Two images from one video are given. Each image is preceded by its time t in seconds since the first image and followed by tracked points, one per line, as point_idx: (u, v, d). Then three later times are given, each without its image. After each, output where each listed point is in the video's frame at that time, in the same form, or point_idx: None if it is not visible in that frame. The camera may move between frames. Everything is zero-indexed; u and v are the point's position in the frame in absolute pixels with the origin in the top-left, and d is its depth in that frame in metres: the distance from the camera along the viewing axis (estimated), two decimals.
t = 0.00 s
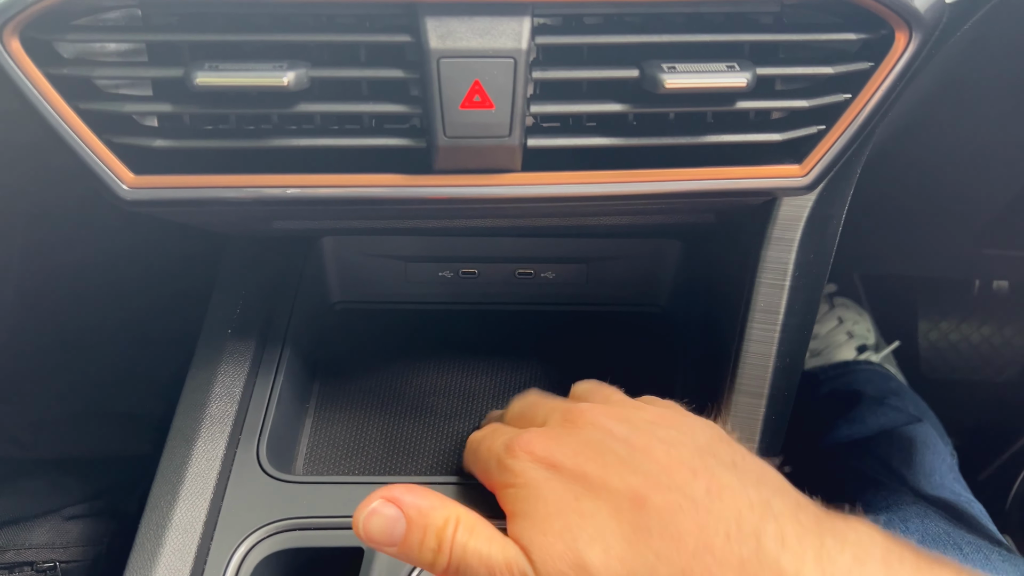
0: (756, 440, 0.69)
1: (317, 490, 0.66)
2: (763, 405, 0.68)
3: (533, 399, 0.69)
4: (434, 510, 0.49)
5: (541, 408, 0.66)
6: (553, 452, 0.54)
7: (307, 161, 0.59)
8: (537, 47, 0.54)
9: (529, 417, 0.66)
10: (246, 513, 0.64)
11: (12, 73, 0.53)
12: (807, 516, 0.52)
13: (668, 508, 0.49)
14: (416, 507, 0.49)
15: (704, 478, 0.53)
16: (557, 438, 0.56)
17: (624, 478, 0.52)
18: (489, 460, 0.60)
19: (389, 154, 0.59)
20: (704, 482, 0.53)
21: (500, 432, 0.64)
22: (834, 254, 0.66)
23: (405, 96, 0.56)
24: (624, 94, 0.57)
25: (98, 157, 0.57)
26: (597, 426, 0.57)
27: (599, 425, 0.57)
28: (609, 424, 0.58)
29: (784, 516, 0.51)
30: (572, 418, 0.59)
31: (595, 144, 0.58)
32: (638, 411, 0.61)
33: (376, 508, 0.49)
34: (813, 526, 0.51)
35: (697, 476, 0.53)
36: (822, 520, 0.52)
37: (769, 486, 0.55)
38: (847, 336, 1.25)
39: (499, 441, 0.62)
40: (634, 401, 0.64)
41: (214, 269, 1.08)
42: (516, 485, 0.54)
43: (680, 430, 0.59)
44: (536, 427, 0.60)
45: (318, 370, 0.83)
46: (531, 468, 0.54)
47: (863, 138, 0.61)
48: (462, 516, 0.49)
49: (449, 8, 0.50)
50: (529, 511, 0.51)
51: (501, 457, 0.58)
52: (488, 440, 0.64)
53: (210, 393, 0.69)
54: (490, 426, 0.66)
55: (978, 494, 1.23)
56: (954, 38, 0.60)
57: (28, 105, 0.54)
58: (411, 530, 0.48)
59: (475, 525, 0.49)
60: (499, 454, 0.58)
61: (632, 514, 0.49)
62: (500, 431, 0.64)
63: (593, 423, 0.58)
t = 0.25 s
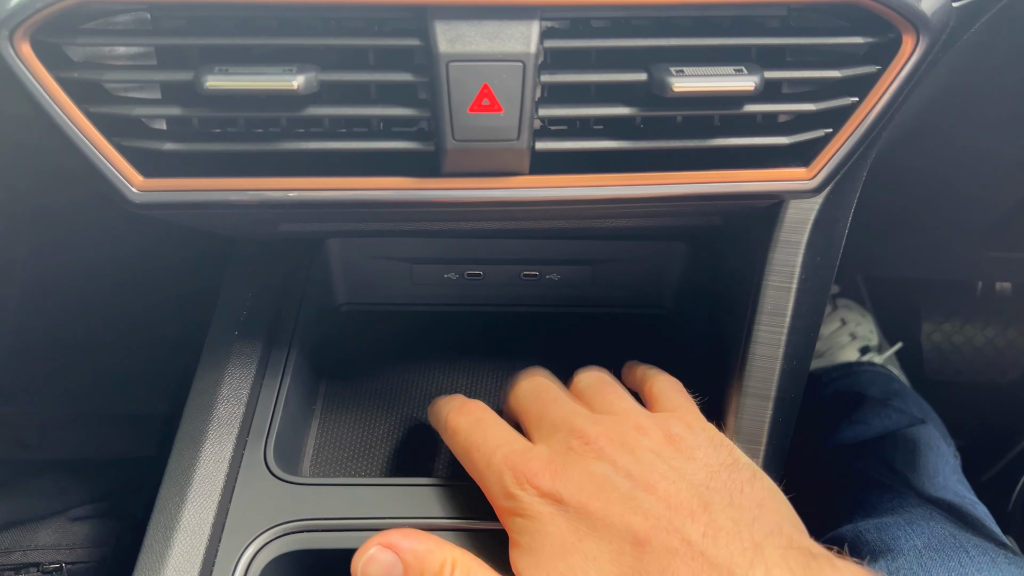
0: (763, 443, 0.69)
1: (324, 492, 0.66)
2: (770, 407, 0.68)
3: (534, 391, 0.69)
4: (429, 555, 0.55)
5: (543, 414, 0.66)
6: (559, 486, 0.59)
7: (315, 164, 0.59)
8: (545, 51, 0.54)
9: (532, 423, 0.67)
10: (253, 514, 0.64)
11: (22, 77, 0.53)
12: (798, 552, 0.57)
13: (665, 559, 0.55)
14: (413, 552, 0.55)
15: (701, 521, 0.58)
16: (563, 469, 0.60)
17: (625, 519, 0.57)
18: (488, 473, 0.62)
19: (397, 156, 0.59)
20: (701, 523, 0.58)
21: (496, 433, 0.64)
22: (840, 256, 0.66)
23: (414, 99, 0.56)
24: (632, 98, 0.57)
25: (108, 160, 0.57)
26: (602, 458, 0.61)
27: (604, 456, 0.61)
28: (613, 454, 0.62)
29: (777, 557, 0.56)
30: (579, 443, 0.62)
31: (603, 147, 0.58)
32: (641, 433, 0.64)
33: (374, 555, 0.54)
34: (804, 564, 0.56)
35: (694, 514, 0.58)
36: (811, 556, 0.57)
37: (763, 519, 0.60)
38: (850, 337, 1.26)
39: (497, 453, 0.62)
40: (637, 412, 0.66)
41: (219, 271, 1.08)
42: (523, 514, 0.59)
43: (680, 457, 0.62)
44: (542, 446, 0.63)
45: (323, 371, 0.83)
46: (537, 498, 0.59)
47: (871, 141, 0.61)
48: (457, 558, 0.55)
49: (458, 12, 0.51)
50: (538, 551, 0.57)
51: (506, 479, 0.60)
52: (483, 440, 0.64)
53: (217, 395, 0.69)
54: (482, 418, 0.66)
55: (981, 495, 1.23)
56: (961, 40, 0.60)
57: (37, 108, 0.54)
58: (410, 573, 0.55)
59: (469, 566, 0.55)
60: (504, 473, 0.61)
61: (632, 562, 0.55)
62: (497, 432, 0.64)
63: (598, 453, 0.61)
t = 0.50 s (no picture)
0: (759, 443, 0.69)
1: (322, 491, 0.66)
2: (767, 406, 0.68)
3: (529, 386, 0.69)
4: (430, 540, 0.54)
5: (542, 412, 0.66)
6: (556, 484, 0.59)
7: (312, 163, 0.59)
8: (542, 50, 0.54)
9: (530, 419, 0.67)
10: (251, 514, 0.64)
11: (19, 77, 0.53)
12: (793, 563, 0.57)
13: (658, 564, 0.55)
14: (415, 536, 0.54)
15: (695, 529, 0.58)
16: (561, 469, 0.60)
17: (620, 523, 0.57)
18: (488, 467, 0.63)
19: (394, 156, 0.59)
20: (695, 531, 0.58)
21: (501, 426, 0.65)
22: (838, 256, 0.66)
23: (412, 99, 0.56)
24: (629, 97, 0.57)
25: (105, 160, 0.57)
26: (601, 459, 0.61)
27: (603, 458, 0.62)
28: (612, 456, 0.62)
29: (769, 568, 0.56)
30: (576, 442, 0.63)
31: (600, 147, 0.58)
32: (640, 432, 0.64)
33: (375, 539, 0.54)
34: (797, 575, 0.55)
35: (689, 522, 0.58)
36: (805, 567, 0.57)
37: (758, 528, 0.59)
38: (849, 337, 1.26)
39: (499, 447, 0.63)
40: (637, 409, 0.66)
41: (218, 271, 1.08)
42: (519, 510, 0.59)
43: (679, 461, 0.62)
44: (542, 441, 0.63)
45: (321, 371, 0.83)
46: (534, 496, 0.59)
47: (868, 141, 0.61)
48: (458, 546, 0.54)
49: (455, 11, 0.51)
50: (531, 546, 0.56)
51: (505, 473, 0.61)
52: (487, 432, 0.64)
53: (215, 395, 0.70)
54: (487, 407, 0.66)
55: (979, 494, 1.23)
56: (958, 40, 0.60)
57: (35, 108, 0.54)
58: (410, 558, 0.54)
59: (469, 554, 0.54)
60: (503, 467, 0.61)
61: (624, 564, 0.55)
62: (502, 425, 0.65)
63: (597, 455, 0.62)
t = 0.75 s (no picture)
0: (753, 442, 0.69)
1: (317, 491, 0.67)
2: (761, 405, 0.68)
3: (525, 383, 0.70)
4: (427, 535, 0.54)
5: (537, 411, 0.67)
6: (550, 484, 0.59)
7: (306, 163, 0.59)
8: (535, 51, 0.54)
9: (528, 420, 0.67)
10: (246, 514, 0.64)
11: (13, 77, 0.53)
12: (783, 561, 0.57)
13: (649, 563, 0.55)
14: (412, 532, 0.54)
15: (687, 528, 0.58)
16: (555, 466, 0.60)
17: (612, 521, 0.57)
18: (486, 469, 0.64)
19: (388, 157, 0.59)
20: (686, 530, 0.58)
21: (501, 431, 0.66)
22: (831, 256, 0.66)
23: (405, 100, 0.56)
24: (622, 97, 0.57)
25: (100, 160, 0.57)
26: (595, 459, 0.61)
27: (597, 456, 0.61)
28: (606, 453, 0.62)
29: (760, 566, 0.56)
30: (571, 443, 0.62)
31: (594, 148, 0.58)
32: (635, 432, 0.64)
33: (373, 533, 0.53)
34: (788, 573, 0.56)
35: (681, 520, 0.59)
36: (796, 565, 0.57)
37: (750, 527, 0.59)
38: (846, 337, 1.26)
39: (497, 450, 0.64)
40: (630, 407, 0.66)
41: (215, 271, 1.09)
42: (513, 510, 0.59)
43: (672, 460, 0.63)
44: (537, 442, 0.64)
45: (317, 371, 0.83)
46: (527, 495, 0.59)
47: (861, 141, 0.61)
48: (454, 542, 0.54)
49: (448, 12, 0.51)
50: (524, 546, 0.57)
51: (501, 474, 0.62)
52: (487, 439, 0.66)
53: (210, 394, 0.70)
54: (491, 418, 0.68)
55: (975, 494, 1.23)
56: (951, 41, 0.61)
57: (29, 108, 0.55)
58: (406, 554, 0.54)
59: (464, 550, 0.54)
60: (499, 469, 0.62)
61: (616, 563, 0.55)
62: (501, 429, 0.66)
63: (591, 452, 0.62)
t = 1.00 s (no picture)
0: (751, 441, 0.68)
1: (314, 490, 0.67)
2: (759, 404, 0.68)
3: (519, 383, 0.70)
4: (424, 533, 0.54)
5: (533, 411, 0.66)
6: (547, 484, 0.60)
7: (305, 162, 0.59)
8: (533, 50, 0.54)
9: (523, 419, 0.67)
10: (244, 513, 0.64)
11: (12, 76, 0.53)
12: (779, 559, 0.57)
13: (647, 561, 0.55)
14: (409, 530, 0.54)
15: (684, 526, 0.58)
16: (552, 467, 0.61)
17: (609, 520, 0.58)
18: (479, 463, 0.63)
19: (387, 155, 0.59)
20: (683, 528, 0.58)
21: (493, 425, 0.65)
22: (829, 255, 0.67)
23: (403, 98, 0.56)
24: (620, 96, 0.57)
25: (98, 159, 0.57)
26: (591, 458, 0.62)
27: (593, 456, 0.62)
28: (603, 454, 0.62)
29: (757, 564, 0.56)
30: (568, 442, 0.63)
31: (592, 146, 0.58)
32: (631, 433, 0.64)
33: (371, 531, 0.54)
34: (784, 572, 0.56)
35: (678, 518, 0.59)
36: (792, 564, 0.57)
37: (747, 525, 0.60)
38: (845, 336, 1.26)
39: (491, 445, 0.63)
40: (625, 409, 0.67)
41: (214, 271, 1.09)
42: (510, 510, 0.59)
43: (668, 459, 0.63)
44: (533, 440, 0.63)
45: (315, 370, 0.83)
46: (524, 495, 0.59)
47: (859, 139, 0.61)
48: (451, 540, 0.55)
49: (446, 10, 0.51)
50: (521, 546, 0.57)
51: (497, 472, 0.61)
52: (480, 429, 0.64)
53: (209, 393, 0.70)
54: (481, 405, 0.66)
55: (975, 494, 1.23)
56: (949, 40, 0.61)
57: (27, 107, 0.55)
58: (403, 552, 0.54)
59: (462, 548, 0.54)
60: (495, 466, 0.62)
61: (614, 562, 0.55)
62: (493, 422, 0.65)
63: (588, 453, 0.62)
